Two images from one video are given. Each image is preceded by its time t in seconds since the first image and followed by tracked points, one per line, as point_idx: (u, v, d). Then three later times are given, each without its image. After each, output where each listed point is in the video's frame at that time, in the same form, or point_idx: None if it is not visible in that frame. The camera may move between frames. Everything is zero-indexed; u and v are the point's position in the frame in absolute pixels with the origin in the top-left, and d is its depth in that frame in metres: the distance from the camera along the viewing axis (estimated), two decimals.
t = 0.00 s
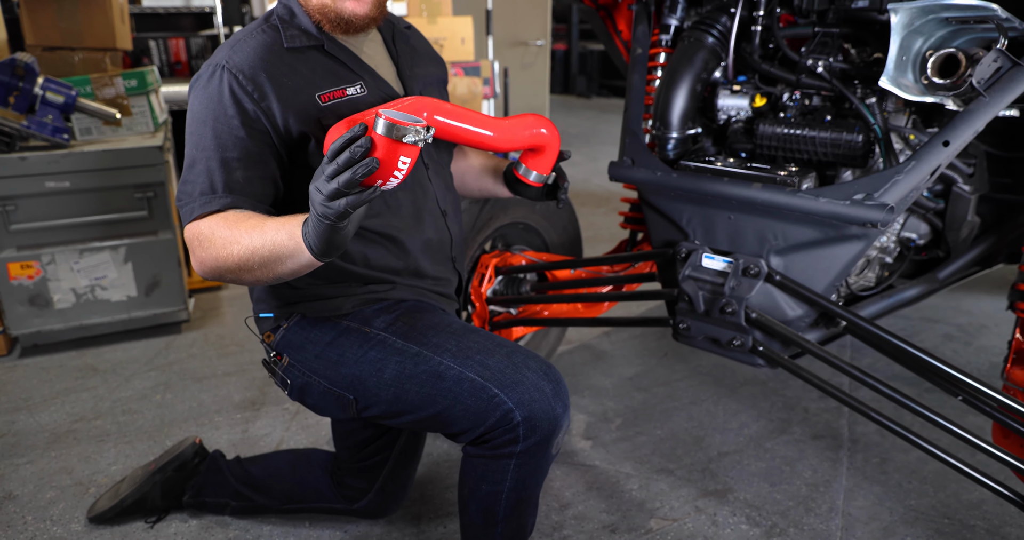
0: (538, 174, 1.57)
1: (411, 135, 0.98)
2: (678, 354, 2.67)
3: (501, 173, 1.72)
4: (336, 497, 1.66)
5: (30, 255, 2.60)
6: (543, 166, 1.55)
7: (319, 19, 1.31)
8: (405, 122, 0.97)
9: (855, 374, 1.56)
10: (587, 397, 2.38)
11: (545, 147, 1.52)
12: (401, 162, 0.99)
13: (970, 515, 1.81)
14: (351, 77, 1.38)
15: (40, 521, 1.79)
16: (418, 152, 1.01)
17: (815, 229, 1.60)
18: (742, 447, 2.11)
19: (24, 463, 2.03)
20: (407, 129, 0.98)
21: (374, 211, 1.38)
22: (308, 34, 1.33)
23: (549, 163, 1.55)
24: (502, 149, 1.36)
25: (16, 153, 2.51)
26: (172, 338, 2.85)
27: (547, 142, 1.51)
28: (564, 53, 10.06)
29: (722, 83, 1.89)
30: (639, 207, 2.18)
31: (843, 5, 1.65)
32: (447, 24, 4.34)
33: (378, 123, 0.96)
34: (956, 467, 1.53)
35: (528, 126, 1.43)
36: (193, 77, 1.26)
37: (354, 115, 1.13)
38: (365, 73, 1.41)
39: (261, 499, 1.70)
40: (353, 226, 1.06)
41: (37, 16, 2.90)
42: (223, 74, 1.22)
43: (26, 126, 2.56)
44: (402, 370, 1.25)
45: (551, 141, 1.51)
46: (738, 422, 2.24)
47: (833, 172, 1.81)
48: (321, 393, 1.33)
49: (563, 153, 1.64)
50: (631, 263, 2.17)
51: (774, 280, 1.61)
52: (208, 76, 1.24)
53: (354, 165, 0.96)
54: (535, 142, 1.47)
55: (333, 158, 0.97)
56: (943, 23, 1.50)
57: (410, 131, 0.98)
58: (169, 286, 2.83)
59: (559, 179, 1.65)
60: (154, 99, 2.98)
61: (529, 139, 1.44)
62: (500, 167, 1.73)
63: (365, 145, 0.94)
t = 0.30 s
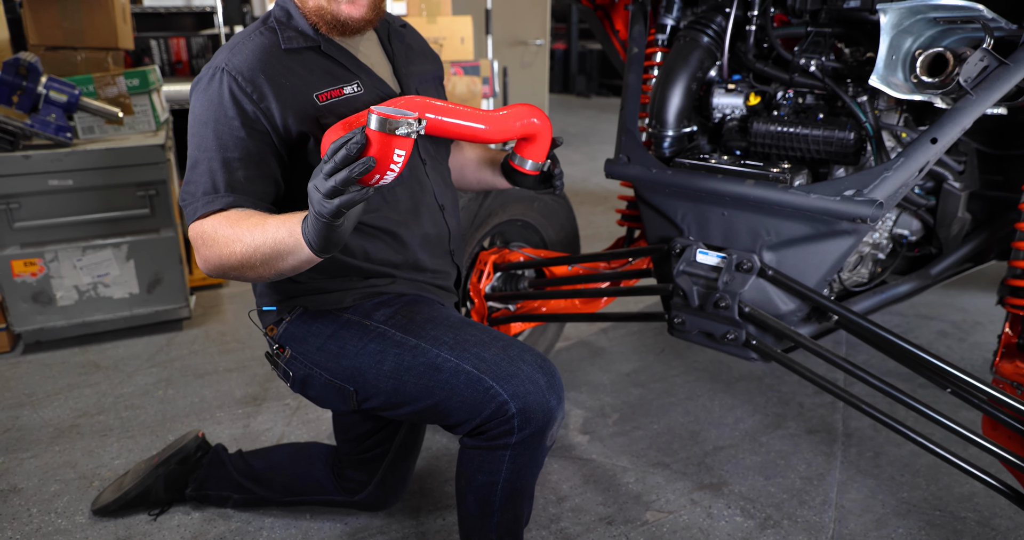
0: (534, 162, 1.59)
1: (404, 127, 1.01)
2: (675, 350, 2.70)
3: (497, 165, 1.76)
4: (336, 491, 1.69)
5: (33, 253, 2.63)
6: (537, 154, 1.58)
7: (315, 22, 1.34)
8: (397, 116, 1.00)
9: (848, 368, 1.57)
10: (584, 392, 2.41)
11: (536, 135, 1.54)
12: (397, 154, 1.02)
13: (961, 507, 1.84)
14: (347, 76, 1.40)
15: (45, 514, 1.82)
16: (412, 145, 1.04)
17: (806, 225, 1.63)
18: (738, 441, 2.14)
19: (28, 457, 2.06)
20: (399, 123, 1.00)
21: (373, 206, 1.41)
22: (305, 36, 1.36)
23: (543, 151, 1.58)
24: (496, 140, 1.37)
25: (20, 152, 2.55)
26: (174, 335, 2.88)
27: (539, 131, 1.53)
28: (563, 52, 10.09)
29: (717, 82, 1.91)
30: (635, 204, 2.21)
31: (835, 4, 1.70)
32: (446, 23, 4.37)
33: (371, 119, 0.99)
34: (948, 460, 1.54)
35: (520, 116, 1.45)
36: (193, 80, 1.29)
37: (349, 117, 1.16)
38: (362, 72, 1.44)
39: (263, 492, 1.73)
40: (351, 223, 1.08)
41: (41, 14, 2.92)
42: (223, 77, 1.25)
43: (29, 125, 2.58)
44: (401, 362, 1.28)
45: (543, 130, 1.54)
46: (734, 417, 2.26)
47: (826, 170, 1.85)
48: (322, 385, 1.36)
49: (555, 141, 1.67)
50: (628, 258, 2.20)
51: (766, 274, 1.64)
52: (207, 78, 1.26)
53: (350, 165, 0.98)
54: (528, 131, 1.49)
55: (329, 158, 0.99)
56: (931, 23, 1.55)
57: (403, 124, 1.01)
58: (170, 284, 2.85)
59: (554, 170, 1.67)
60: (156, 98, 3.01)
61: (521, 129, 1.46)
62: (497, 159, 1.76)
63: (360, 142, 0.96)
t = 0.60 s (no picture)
0: (530, 153, 1.61)
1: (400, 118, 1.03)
2: (674, 346, 2.72)
3: (495, 157, 1.77)
4: (337, 483, 1.71)
5: (35, 249, 2.65)
6: (533, 145, 1.60)
7: (315, 18, 1.35)
8: (393, 108, 1.01)
9: (845, 361, 1.58)
10: (583, 388, 2.42)
11: (531, 126, 1.55)
12: (393, 146, 1.04)
13: (957, 500, 1.85)
14: (347, 72, 1.42)
15: (48, 507, 1.83)
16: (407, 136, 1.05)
17: (802, 219, 1.64)
18: (736, 436, 2.15)
19: (31, 452, 2.07)
20: (395, 115, 1.02)
21: (373, 199, 1.43)
22: (304, 33, 1.38)
23: (540, 141, 1.60)
24: (492, 132, 1.38)
25: (22, 149, 2.56)
26: (175, 332, 2.89)
27: (534, 122, 1.54)
28: (564, 51, 10.11)
29: (715, 79, 1.92)
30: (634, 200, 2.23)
31: (831, 3, 1.70)
32: (445, 22, 4.39)
33: (368, 111, 1.00)
34: (945, 453, 1.55)
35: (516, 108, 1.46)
36: (195, 77, 1.30)
37: (347, 111, 1.17)
38: (362, 67, 1.45)
39: (265, 485, 1.74)
40: (349, 216, 1.10)
41: (42, 12, 2.94)
42: (224, 74, 1.26)
43: (32, 122, 2.57)
44: (402, 354, 1.30)
45: (538, 120, 1.55)
46: (732, 412, 2.28)
47: (822, 166, 1.86)
48: (325, 377, 1.38)
49: (551, 132, 1.67)
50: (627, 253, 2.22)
51: (763, 269, 1.66)
52: (210, 75, 1.28)
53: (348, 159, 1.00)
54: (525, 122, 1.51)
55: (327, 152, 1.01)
56: (926, 20, 1.56)
57: (399, 116, 1.02)
58: (171, 281, 2.87)
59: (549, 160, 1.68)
60: (157, 96, 3.03)
61: (517, 121, 1.47)
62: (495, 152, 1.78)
63: (358, 133, 0.98)
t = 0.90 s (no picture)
0: (529, 149, 1.62)
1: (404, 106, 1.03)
2: (674, 345, 2.72)
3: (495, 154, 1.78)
4: (337, 479, 1.71)
5: (36, 249, 2.65)
6: (533, 141, 1.60)
7: (319, 17, 1.36)
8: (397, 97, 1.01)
9: (842, 357, 1.59)
10: (583, 386, 2.43)
11: (530, 122, 1.56)
12: (399, 137, 1.04)
13: (955, 498, 1.86)
14: (350, 69, 1.43)
15: (51, 504, 1.84)
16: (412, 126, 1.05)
17: (800, 217, 1.65)
18: (735, 434, 2.16)
19: (33, 449, 2.08)
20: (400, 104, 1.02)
21: (375, 195, 1.43)
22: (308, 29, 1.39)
23: (541, 136, 1.60)
24: (491, 128, 1.39)
25: (24, 148, 2.57)
26: (175, 331, 2.90)
27: (533, 118, 1.55)
28: (563, 52, 10.13)
29: (714, 78, 1.93)
30: (633, 199, 2.24)
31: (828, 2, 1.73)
32: (445, 23, 4.41)
33: (372, 101, 1.00)
34: (942, 449, 1.55)
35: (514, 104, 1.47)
36: (200, 72, 1.31)
37: (349, 105, 1.17)
38: (366, 65, 1.46)
39: (266, 482, 1.75)
40: (352, 206, 1.11)
41: (43, 12, 2.94)
42: (228, 68, 1.27)
43: (34, 122, 2.57)
44: (400, 348, 1.31)
45: (537, 117, 1.56)
46: (731, 410, 2.29)
47: (821, 165, 1.87)
48: (324, 372, 1.39)
49: (551, 128, 1.69)
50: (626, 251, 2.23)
51: (761, 266, 1.67)
52: (214, 69, 1.29)
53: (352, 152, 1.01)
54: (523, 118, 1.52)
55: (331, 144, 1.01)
56: (922, 20, 1.58)
57: (404, 106, 1.02)
58: (172, 279, 2.88)
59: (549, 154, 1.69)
60: (157, 96, 3.03)
61: (517, 117, 1.49)
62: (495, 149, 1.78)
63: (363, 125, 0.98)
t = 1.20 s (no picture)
0: (530, 156, 1.63)
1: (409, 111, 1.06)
2: (673, 352, 2.73)
3: (495, 162, 1.79)
4: (337, 484, 1.72)
5: (38, 255, 2.67)
6: (533, 149, 1.62)
7: (325, 26, 1.37)
8: (404, 105, 1.04)
9: (839, 362, 1.59)
10: (583, 393, 2.44)
11: (530, 129, 1.57)
12: (407, 142, 1.06)
13: (954, 503, 1.86)
14: (355, 76, 1.44)
15: (51, 510, 1.84)
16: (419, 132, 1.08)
17: (797, 223, 1.66)
18: (734, 440, 2.16)
19: (33, 455, 2.09)
20: (409, 111, 1.05)
21: (377, 202, 1.45)
22: (314, 37, 1.40)
23: (541, 143, 1.62)
24: (492, 136, 1.41)
25: (26, 155, 2.59)
26: (176, 338, 2.91)
27: (532, 126, 1.56)
28: (562, 61, 10.18)
29: (712, 86, 1.94)
30: (632, 207, 2.26)
31: (825, 11, 1.72)
32: (445, 32, 4.44)
33: (381, 109, 1.03)
34: (940, 454, 1.56)
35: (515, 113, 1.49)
36: (205, 78, 1.32)
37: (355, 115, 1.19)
38: (370, 73, 1.47)
39: (266, 487, 1.76)
40: (361, 214, 1.12)
41: (46, 20, 2.97)
42: (235, 75, 1.29)
43: (36, 129, 2.63)
44: (400, 353, 1.32)
45: (536, 124, 1.57)
46: (730, 417, 2.29)
47: (817, 171, 1.89)
48: (324, 376, 1.40)
49: (551, 135, 1.70)
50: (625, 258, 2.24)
51: (759, 272, 1.68)
52: (220, 76, 1.30)
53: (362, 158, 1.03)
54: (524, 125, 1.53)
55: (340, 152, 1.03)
56: (917, 28, 1.59)
57: (412, 111, 1.05)
58: (174, 286, 2.89)
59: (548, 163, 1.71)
60: (160, 104, 3.05)
61: (515, 125, 1.50)
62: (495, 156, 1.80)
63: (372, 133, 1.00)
